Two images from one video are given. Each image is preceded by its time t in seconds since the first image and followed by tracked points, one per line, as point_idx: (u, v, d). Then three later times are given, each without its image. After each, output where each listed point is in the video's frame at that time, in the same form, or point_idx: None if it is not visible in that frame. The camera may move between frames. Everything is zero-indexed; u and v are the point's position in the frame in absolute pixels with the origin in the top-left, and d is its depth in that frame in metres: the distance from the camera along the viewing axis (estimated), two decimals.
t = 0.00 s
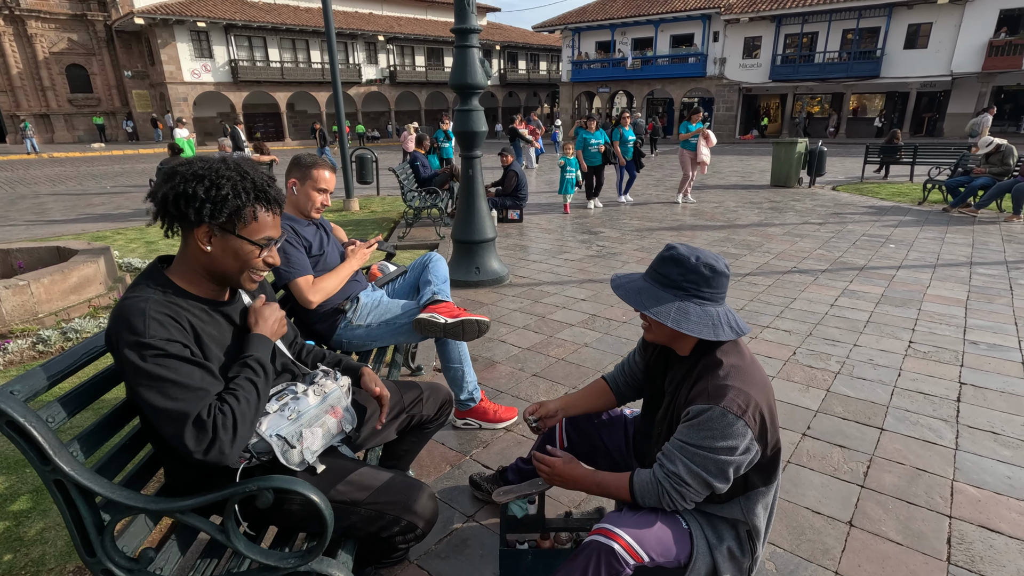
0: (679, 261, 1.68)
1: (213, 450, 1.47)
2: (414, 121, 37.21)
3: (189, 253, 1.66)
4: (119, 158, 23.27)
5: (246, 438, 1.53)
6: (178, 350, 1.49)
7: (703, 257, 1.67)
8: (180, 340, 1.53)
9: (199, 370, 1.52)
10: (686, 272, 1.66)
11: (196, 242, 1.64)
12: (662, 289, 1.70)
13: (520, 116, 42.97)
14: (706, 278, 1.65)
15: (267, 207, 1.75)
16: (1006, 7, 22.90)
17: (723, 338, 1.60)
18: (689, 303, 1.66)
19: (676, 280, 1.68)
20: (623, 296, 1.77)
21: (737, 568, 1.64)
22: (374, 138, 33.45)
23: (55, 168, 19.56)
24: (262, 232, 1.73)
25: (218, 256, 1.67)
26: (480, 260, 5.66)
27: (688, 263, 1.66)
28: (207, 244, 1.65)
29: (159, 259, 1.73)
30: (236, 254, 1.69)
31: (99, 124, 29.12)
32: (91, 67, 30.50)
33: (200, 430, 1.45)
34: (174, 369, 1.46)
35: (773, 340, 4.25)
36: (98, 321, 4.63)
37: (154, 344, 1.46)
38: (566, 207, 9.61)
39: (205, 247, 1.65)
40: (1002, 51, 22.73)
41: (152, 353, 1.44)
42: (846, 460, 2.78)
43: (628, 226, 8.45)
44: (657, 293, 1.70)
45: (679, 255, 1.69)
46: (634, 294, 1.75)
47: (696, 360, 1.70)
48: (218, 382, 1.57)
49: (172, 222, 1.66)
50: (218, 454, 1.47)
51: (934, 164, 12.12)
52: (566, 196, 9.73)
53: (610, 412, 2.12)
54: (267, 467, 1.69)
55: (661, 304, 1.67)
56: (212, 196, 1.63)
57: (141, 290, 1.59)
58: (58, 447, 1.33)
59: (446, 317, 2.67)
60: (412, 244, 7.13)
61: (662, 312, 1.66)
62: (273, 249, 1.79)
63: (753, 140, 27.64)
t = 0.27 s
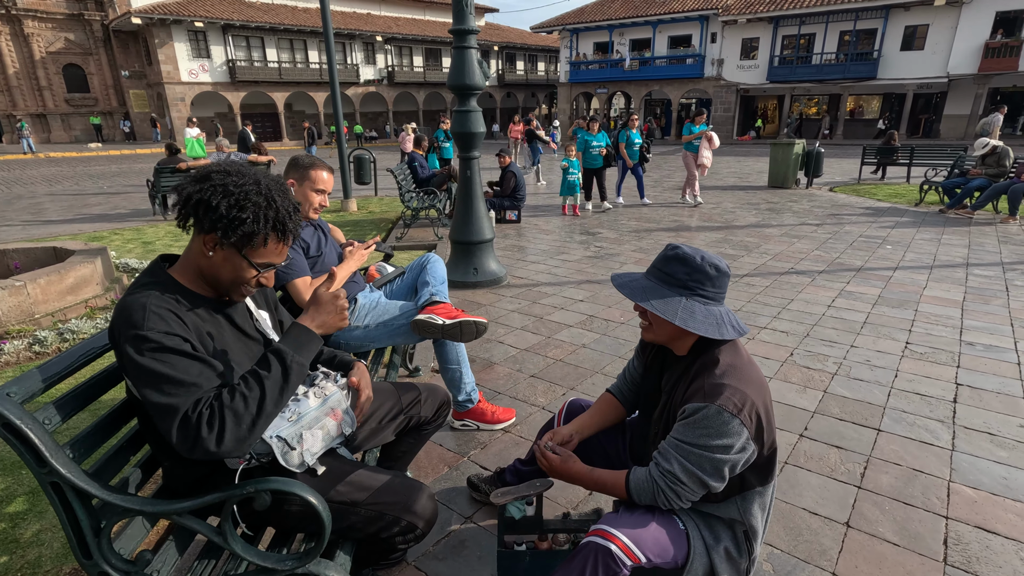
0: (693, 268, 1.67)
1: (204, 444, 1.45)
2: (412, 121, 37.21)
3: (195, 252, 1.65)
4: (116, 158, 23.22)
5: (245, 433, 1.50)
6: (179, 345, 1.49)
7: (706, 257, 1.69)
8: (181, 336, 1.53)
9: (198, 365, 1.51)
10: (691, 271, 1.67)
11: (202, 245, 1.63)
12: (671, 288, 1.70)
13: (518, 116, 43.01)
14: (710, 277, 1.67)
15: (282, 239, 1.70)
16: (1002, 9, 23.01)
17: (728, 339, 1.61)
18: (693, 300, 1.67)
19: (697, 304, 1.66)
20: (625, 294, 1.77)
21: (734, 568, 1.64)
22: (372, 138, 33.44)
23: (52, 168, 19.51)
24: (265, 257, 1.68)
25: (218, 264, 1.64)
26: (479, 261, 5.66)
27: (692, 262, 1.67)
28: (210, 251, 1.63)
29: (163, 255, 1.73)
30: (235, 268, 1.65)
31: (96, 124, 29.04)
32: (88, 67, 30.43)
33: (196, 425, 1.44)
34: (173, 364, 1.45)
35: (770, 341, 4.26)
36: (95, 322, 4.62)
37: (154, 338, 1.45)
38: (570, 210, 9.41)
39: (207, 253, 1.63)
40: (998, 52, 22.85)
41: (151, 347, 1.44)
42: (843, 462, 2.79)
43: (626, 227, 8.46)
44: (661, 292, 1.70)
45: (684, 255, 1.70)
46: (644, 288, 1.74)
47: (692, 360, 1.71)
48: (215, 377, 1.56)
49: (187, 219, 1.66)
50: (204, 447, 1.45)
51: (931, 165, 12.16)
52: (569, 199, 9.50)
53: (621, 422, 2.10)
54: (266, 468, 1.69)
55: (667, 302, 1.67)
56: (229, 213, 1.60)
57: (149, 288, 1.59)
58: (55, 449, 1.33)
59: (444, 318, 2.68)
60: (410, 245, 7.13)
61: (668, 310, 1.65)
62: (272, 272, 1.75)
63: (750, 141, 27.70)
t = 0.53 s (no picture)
0: (692, 267, 1.66)
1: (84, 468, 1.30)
2: (410, 122, 37.19)
3: (205, 248, 1.64)
4: (113, 158, 23.14)
5: (133, 482, 1.33)
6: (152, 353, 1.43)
7: (700, 257, 1.68)
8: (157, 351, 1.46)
9: (154, 395, 1.42)
10: (685, 273, 1.65)
11: (211, 242, 1.62)
12: (667, 288, 1.68)
13: (516, 117, 43.03)
14: (704, 277, 1.66)
15: (293, 239, 1.69)
16: (998, 11, 23.09)
17: (727, 334, 1.60)
18: (689, 302, 1.65)
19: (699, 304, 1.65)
20: (619, 299, 1.74)
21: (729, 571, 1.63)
22: (370, 138, 33.41)
23: (49, 168, 19.43)
24: (273, 257, 1.67)
25: (227, 262, 1.63)
26: (476, 261, 5.65)
27: (686, 263, 1.65)
28: (220, 247, 1.62)
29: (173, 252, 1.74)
30: (243, 266, 1.63)
31: (93, 124, 28.97)
32: (85, 67, 30.38)
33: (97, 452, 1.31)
34: (130, 380, 1.38)
35: (768, 341, 4.25)
36: (89, 322, 4.59)
37: (124, 342, 1.40)
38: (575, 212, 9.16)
39: (216, 250, 1.62)
40: (995, 54, 22.92)
41: (119, 352, 1.39)
42: (840, 462, 2.77)
43: (624, 228, 8.45)
44: (656, 294, 1.68)
45: (677, 256, 1.68)
46: (645, 287, 1.73)
47: (688, 360, 1.69)
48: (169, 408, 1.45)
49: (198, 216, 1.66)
50: (85, 473, 1.31)
51: (928, 166, 12.18)
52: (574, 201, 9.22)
53: (617, 420, 2.08)
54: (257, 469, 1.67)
55: (663, 304, 1.65)
56: (239, 209, 1.59)
57: (152, 284, 1.57)
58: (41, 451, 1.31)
59: (439, 318, 2.66)
60: (407, 245, 7.11)
61: (665, 313, 1.63)
62: (280, 273, 1.73)
63: (748, 142, 27.72)
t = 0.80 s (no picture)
0: (698, 276, 1.63)
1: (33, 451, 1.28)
2: (409, 122, 37.17)
3: (205, 252, 1.63)
4: (111, 157, 23.09)
5: (84, 476, 1.30)
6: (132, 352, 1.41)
7: (701, 263, 1.66)
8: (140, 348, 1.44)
9: (125, 394, 1.39)
10: (688, 281, 1.63)
11: (212, 248, 1.61)
12: (669, 295, 1.66)
13: (515, 117, 43.03)
14: (707, 284, 1.63)
15: (293, 253, 1.66)
16: (997, 12, 23.09)
17: (731, 342, 1.59)
18: (694, 310, 1.63)
19: (703, 315, 1.63)
20: (620, 309, 1.72)
21: None
22: (369, 138, 33.38)
23: (47, 167, 19.38)
24: (271, 269, 1.65)
25: (225, 267, 1.61)
26: (474, 261, 5.63)
27: (688, 270, 1.63)
28: (220, 255, 1.60)
29: (177, 250, 1.73)
30: (242, 275, 1.61)
31: (92, 124, 28.91)
32: (84, 66, 30.34)
33: (50, 442, 1.27)
34: (103, 377, 1.36)
35: (767, 343, 4.24)
36: (86, 322, 4.57)
37: (108, 336, 1.39)
38: (573, 215, 8.99)
39: (217, 256, 1.60)
40: (994, 56, 22.95)
41: (94, 348, 1.37)
42: (840, 465, 2.76)
43: (623, 228, 8.44)
44: (660, 304, 1.66)
45: (678, 264, 1.65)
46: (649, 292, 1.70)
47: (690, 364, 1.67)
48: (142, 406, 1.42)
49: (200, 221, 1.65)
50: (34, 460, 1.27)
51: (927, 167, 12.19)
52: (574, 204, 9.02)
53: (613, 424, 2.04)
54: (252, 474, 1.66)
55: (669, 315, 1.63)
56: (239, 220, 1.57)
57: (153, 283, 1.57)
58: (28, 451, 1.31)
59: (437, 319, 2.64)
60: (405, 245, 7.09)
61: (672, 324, 1.61)
62: (278, 283, 1.71)
63: (748, 143, 27.73)
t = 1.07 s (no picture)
0: (700, 279, 1.64)
1: (31, 440, 1.27)
2: (409, 121, 37.17)
3: (213, 253, 1.63)
4: (111, 157, 23.08)
5: (82, 467, 1.29)
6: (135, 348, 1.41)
7: (704, 266, 1.66)
8: (146, 343, 1.44)
9: (128, 389, 1.39)
10: (691, 285, 1.63)
11: (221, 249, 1.61)
12: (672, 298, 1.67)
13: (515, 116, 43.02)
14: (711, 286, 1.64)
15: (302, 246, 1.69)
16: (997, 12, 23.08)
17: (736, 344, 1.60)
18: (699, 314, 1.64)
19: (706, 316, 1.64)
20: (626, 317, 1.71)
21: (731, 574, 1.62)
22: (369, 137, 33.36)
23: (46, 166, 19.37)
24: (283, 263, 1.67)
25: (237, 267, 1.62)
26: (475, 261, 5.64)
27: (693, 275, 1.63)
28: (230, 256, 1.61)
29: (183, 247, 1.73)
30: (254, 273, 1.63)
31: (92, 122, 28.87)
32: (83, 65, 30.30)
33: (49, 432, 1.27)
34: (106, 372, 1.36)
35: (768, 342, 4.24)
36: (87, 321, 4.57)
37: (115, 329, 1.40)
38: (573, 216, 8.89)
39: (227, 256, 1.61)
40: (994, 56, 22.96)
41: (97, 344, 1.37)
42: (840, 464, 2.77)
43: (623, 228, 8.44)
44: (666, 310, 1.66)
45: (682, 269, 1.65)
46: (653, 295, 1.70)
47: (692, 365, 1.68)
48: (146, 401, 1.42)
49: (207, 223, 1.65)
50: (32, 450, 1.27)
51: (927, 167, 12.20)
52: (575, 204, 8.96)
53: (613, 427, 2.03)
54: (257, 472, 1.67)
55: (676, 322, 1.63)
56: (248, 219, 1.58)
57: (160, 280, 1.58)
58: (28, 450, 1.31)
59: (439, 318, 2.65)
60: (406, 244, 7.09)
61: (680, 332, 1.61)
62: (291, 278, 1.73)
63: (748, 142, 27.74)
